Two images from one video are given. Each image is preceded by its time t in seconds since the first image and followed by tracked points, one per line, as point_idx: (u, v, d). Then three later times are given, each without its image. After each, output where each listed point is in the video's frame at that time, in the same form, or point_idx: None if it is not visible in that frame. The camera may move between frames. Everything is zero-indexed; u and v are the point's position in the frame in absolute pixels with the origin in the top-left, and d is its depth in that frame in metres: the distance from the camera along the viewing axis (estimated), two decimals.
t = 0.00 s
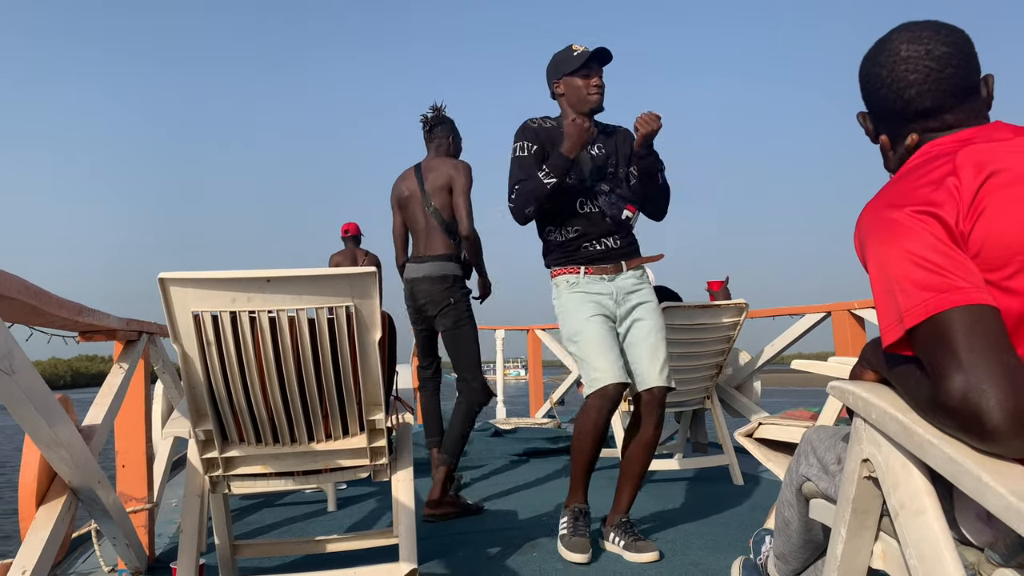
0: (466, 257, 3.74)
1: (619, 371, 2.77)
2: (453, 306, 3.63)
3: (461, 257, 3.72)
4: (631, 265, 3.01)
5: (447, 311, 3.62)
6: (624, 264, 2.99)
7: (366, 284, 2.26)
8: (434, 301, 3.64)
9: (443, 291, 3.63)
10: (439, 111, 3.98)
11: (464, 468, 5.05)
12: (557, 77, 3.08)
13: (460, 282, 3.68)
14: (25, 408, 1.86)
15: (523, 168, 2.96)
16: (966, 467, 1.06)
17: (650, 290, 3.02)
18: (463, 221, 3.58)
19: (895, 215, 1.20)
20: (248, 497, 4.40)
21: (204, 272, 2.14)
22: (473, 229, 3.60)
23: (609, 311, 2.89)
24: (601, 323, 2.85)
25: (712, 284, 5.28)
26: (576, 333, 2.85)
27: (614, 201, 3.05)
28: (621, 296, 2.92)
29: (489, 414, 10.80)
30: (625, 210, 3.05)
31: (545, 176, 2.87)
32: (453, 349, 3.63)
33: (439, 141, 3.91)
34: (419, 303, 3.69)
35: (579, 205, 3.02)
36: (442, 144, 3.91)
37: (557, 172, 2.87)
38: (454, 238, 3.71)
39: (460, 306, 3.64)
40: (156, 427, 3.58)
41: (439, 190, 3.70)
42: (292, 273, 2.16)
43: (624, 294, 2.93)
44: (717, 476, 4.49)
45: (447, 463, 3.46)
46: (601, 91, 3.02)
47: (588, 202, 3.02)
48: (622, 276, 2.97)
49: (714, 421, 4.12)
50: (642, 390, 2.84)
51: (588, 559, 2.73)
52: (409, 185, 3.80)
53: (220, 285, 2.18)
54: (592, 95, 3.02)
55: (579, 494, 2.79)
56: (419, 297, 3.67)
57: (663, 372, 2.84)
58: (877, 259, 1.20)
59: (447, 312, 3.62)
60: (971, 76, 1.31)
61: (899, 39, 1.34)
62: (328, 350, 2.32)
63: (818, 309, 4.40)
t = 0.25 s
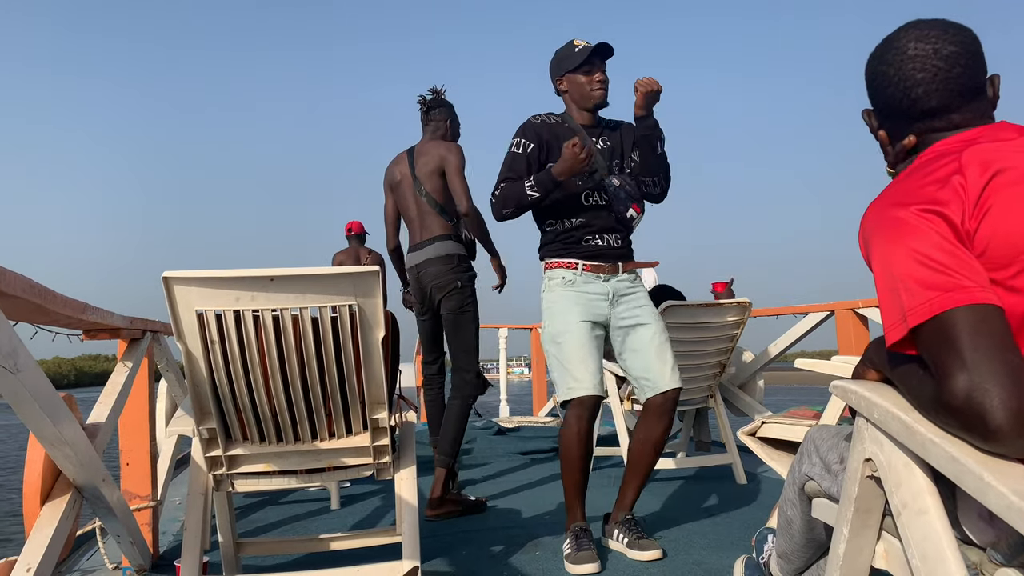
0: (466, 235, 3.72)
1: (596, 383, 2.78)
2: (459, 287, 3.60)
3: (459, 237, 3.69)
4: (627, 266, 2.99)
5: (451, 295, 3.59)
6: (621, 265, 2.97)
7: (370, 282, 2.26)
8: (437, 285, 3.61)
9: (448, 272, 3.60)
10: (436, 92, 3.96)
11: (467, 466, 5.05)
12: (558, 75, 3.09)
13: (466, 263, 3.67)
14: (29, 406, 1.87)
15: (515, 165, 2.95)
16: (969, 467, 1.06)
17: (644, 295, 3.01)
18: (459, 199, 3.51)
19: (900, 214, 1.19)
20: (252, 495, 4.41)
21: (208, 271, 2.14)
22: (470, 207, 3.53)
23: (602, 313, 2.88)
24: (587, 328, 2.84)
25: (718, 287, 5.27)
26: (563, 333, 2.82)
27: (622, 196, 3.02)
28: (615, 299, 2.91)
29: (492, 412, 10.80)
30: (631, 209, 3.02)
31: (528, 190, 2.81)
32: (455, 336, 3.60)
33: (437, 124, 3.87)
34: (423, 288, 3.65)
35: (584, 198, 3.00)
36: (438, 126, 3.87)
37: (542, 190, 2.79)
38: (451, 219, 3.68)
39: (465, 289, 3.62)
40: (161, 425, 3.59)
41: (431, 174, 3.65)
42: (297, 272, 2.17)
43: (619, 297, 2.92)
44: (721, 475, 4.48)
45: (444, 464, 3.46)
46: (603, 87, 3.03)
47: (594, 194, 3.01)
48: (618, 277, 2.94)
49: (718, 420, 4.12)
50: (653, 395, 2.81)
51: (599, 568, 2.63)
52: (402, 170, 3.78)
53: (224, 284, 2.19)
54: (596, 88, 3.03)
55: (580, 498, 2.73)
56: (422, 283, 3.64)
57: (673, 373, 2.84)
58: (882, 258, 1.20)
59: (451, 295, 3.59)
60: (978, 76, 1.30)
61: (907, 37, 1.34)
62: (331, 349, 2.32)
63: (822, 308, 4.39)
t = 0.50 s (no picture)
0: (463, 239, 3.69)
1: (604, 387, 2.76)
2: (457, 293, 3.57)
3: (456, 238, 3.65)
4: (623, 269, 3.00)
5: (454, 299, 3.57)
6: (617, 266, 2.98)
7: (373, 281, 2.27)
8: (436, 289, 3.59)
9: (447, 276, 3.57)
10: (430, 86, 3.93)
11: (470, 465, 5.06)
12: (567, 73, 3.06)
13: (466, 266, 3.64)
14: (33, 404, 1.88)
15: (522, 175, 2.94)
16: (973, 467, 1.05)
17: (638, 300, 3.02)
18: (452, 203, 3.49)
19: (907, 214, 1.19)
20: (255, 493, 4.42)
21: (212, 270, 2.15)
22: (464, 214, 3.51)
23: (597, 314, 2.87)
24: (590, 330, 2.82)
25: (723, 288, 5.25)
26: (564, 336, 2.80)
27: (628, 200, 3.06)
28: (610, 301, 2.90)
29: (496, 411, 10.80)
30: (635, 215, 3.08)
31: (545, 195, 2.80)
32: (457, 338, 3.61)
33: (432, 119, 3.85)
34: (421, 291, 3.64)
35: (588, 198, 2.98)
36: (434, 120, 3.85)
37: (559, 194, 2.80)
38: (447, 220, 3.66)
39: (465, 294, 3.59)
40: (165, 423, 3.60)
41: (428, 171, 3.66)
42: (300, 271, 2.17)
43: (614, 299, 2.91)
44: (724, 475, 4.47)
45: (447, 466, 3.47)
46: (612, 89, 3.06)
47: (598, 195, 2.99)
48: (612, 278, 2.95)
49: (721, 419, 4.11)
50: (630, 400, 2.79)
51: (602, 568, 2.63)
52: (399, 168, 3.77)
53: (228, 283, 2.20)
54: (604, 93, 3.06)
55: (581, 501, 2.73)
56: (422, 287, 3.62)
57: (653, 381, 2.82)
58: (889, 258, 1.20)
59: (453, 299, 3.57)
60: (980, 78, 1.30)
61: (910, 40, 1.33)
62: (334, 348, 2.32)
63: (825, 307, 4.38)
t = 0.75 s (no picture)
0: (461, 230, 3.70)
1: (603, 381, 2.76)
2: (451, 283, 3.57)
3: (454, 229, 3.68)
4: (631, 265, 2.98)
5: (446, 290, 3.57)
6: (625, 261, 2.96)
7: (376, 281, 2.27)
8: (432, 279, 3.59)
9: (443, 266, 3.58)
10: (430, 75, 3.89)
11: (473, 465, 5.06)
12: (590, 63, 3.00)
13: (462, 257, 3.65)
14: (37, 404, 1.88)
15: (534, 163, 2.93)
16: (977, 467, 1.05)
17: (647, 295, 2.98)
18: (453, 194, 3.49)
19: (925, 202, 1.19)
20: (259, 493, 4.43)
21: (216, 269, 2.15)
22: (464, 201, 3.52)
23: (602, 309, 2.87)
24: (590, 325, 2.83)
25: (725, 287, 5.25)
26: (566, 330, 2.81)
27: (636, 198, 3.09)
28: (617, 296, 2.89)
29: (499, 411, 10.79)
30: (644, 206, 3.14)
31: (560, 185, 2.83)
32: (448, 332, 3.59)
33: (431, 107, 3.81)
34: (419, 282, 3.65)
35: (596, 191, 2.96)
36: (431, 108, 3.81)
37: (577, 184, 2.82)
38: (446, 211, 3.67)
39: (459, 284, 3.59)
40: (169, 423, 3.61)
41: (427, 163, 3.65)
42: (304, 270, 2.17)
43: (622, 294, 2.90)
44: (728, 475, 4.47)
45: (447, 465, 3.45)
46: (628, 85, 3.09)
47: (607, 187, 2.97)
48: (620, 274, 2.93)
49: (724, 419, 4.11)
50: (646, 399, 2.79)
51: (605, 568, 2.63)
52: (399, 160, 3.77)
53: (232, 283, 2.20)
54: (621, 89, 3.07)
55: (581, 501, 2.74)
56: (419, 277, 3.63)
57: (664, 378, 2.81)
58: (904, 246, 1.20)
59: (446, 289, 3.57)
60: (998, 80, 1.30)
61: (931, 41, 1.33)
62: (337, 348, 2.33)
63: (829, 307, 4.37)
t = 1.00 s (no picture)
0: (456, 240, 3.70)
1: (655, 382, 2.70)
2: (447, 291, 3.58)
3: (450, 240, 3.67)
4: (647, 265, 2.96)
5: (443, 296, 3.57)
6: (642, 263, 2.94)
7: (377, 281, 2.27)
8: (428, 286, 3.60)
9: (438, 274, 3.58)
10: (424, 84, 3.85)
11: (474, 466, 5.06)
12: (607, 60, 2.95)
13: (457, 265, 3.65)
14: (39, 404, 1.88)
15: (553, 154, 2.85)
16: (979, 466, 1.04)
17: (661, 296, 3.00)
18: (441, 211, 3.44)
19: (923, 189, 1.22)
20: (260, 493, 4.44)
21: (217, 269, 2.15)
22: (453, 216, 3.46)
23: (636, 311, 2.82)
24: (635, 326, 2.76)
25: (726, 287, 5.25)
26: (613, 335, 2.71)
27: (645, 194, 3.08)
28: (644, 297, 2.87)
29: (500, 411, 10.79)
30: (652, 203, 3.13)
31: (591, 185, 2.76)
32: (450, 336, 3.59)
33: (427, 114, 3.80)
34: (414, 289, 3.66)
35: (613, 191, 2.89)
36: (428, 115, 3.80)
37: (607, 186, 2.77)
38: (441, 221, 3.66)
39: (455, 292, 3.59)
40: (170, 423, 3.61)
41: (421, 175, 3.64)
42: (305, 270, 2.17)
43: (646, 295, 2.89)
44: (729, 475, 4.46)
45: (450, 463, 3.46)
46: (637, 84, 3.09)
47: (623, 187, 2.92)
48: (641, 274, 2.91)
49: (726, 419, 4.10)
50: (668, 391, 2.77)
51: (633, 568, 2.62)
52: (397, 168, 3.78)
53: (233, 283, 2.20)
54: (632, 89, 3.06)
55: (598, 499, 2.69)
56: (414, 284, 3.64)
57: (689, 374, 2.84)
58: (899, 230, 1.22)
59: (442, 296, 3.57)
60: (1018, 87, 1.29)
61: (952, 46, 1.32)
62: (339, 347, 2.32)
63: (832, 307, 4.36)
